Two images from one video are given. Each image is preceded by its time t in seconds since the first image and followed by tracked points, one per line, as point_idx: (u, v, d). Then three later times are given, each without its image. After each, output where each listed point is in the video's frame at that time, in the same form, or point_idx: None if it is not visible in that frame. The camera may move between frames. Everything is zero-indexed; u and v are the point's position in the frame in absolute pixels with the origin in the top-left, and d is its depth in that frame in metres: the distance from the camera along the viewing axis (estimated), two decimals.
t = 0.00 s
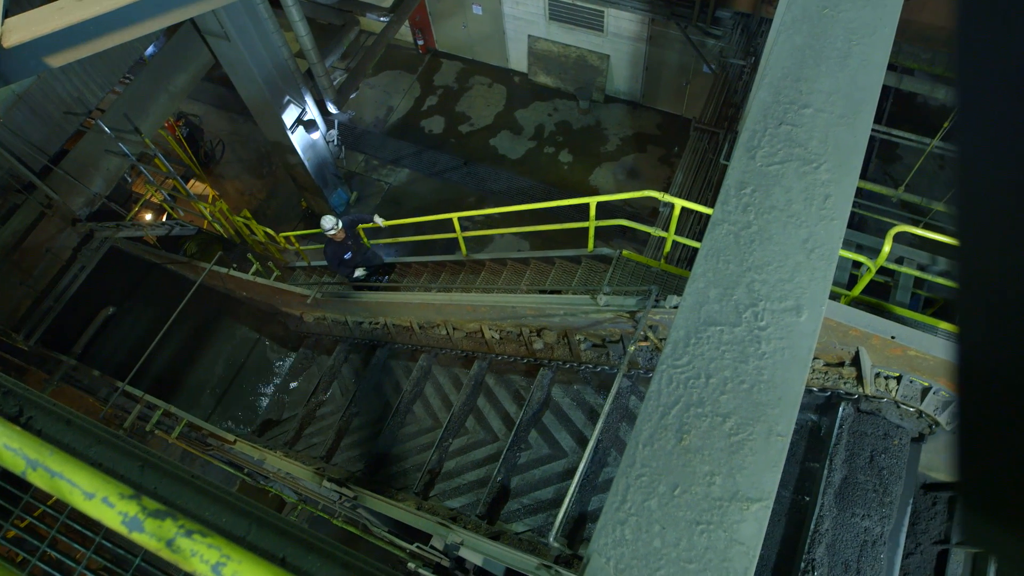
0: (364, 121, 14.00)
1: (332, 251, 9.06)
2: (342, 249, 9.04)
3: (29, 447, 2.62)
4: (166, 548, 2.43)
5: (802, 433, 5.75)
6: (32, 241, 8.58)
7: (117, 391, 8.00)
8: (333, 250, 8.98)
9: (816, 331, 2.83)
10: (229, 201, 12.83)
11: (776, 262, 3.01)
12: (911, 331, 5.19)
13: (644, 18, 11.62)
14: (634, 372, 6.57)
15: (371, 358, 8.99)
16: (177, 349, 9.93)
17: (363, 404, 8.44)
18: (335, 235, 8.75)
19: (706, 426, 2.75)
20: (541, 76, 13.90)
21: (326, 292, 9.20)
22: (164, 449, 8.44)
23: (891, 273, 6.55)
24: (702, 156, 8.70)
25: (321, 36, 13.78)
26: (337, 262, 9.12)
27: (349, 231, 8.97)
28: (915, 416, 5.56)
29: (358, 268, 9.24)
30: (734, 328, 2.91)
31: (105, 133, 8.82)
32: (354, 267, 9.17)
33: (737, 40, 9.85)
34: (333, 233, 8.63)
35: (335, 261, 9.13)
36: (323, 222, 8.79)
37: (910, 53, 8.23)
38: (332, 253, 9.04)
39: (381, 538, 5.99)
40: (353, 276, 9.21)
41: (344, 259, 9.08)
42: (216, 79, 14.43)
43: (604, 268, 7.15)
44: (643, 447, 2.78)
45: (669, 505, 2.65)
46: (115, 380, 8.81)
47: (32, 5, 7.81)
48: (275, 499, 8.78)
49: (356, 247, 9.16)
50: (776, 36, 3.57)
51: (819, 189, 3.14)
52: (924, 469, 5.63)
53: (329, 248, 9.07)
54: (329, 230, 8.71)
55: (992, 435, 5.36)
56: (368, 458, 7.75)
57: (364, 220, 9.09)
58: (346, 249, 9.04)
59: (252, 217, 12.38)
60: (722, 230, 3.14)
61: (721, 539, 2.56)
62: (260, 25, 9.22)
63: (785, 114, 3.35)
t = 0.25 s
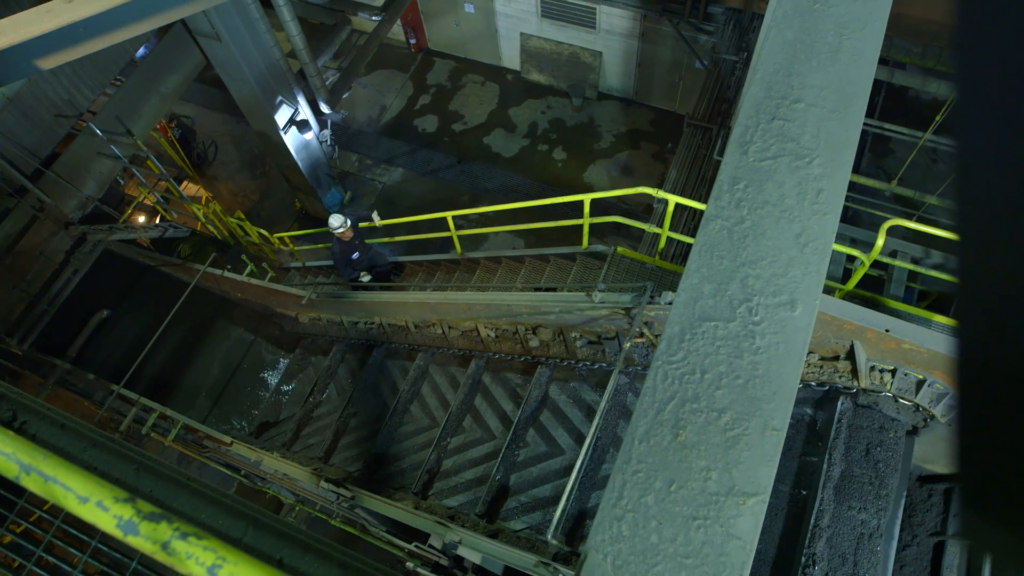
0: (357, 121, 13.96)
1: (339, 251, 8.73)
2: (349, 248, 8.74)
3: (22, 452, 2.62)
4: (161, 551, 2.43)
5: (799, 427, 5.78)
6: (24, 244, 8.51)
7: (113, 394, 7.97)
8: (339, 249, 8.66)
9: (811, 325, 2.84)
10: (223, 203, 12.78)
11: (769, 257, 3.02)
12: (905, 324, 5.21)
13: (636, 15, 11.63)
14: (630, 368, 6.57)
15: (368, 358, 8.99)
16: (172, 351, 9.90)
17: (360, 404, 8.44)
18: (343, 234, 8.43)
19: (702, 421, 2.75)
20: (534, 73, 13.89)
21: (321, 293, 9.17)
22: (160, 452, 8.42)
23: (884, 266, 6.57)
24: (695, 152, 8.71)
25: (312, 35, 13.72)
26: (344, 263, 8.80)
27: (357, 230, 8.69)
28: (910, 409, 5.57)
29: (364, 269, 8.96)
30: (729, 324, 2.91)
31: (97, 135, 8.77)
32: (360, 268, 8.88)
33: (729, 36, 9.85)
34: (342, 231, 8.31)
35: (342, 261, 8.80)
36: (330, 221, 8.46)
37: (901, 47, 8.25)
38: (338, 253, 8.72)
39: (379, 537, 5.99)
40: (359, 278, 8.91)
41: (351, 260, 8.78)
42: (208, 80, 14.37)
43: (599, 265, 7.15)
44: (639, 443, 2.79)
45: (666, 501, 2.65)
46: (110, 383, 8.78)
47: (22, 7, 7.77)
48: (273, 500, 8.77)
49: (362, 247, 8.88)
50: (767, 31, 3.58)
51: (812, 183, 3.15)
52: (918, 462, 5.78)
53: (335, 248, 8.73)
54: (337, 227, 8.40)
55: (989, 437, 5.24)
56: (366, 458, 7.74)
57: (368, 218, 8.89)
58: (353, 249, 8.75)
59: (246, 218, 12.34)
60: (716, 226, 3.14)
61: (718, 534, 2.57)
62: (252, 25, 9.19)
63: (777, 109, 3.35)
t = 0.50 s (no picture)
0: (349, 120, 13.92)
1: (337, 245, 8.50)
2: (347, 242, 8.53)
3: (14, 457, 2.62)
4: (156, 554, 2.43)
5: (796, 421, 5.79)
6: (16, 248, 8.39)
7: (107, 398, 7.93)
8: (339, 243, 8.42)
9: (804, 319, 2.85)
10: (215, 205, 12.73)
11: (762, 252, 3.03)
12: (900, 317, 5.20)
13: (627, 11, 11.63)
14: (625, 365, 6.57)
15: (363, 359, 8.97)
16: (167, 354, 9.86)
17: (356, 405, 8.42)
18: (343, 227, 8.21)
19: (697, 416, 2.76)
20: (526, 71, 13.87)
21: (316, 294, 9.15)
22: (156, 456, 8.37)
23: (877, 260, 6.59)
24: (688, 148, 8.71)
25: (303, 36, 13.67)
26: (342, 258, 8.59)
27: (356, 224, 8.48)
28: (905, 402, 5.62)
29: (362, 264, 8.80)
30: (722, 318, 2.92)
31: (88, 138, 8.69)
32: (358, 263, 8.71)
33: (720, 31, 9.85)
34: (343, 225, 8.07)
35: (340, 256, 8.59)
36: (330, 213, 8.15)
37: (891, 41, 8.27)
38: (336, 247, 8.49)
39: (377, 538, 5.98)
40: (356, 273, 8.76)
41: (350, 254, 8.60)
42: (199, 81, 14.30)
43: (593, 262, 7.15)
44: (635, 439, 2.79)
45: (662, 496, 2.66)
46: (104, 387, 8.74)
47: (9, 10, 7.71)
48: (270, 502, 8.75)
49: (360, 242, 8.72)
50: (757, 27, 3.59)
51: (803, 177, 3.16)
52: (912, 453, 5.95)
53: (333, 241, 8.49)
54: (337, 220, 8.08)
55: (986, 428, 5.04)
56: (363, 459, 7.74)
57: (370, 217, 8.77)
58: (352, 244, 8.55)
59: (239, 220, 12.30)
60: (708, 221, 3.14)
61: (715, 528, 2.58)
62: (242, 26, 9.15)
63: (768, 104, 3.36)
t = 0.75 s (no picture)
0: (341, 120, 13.88)
1: (334, 246, 8.58)
2: (345, 244, 8.59)
3: (7, 463, 2.63)
4: (151, 557, 2.43)
5: (792, 415, 5.80)
6: (9, 253, 8.42)
7: (102, 402, 7.90)
8: (335, 245, 8.53)
9: (797, 312, 2.86)
10: (208, 206, 12.68)
11: (755, 246, 3.03)
12: (893, 309, 5.25)
13: (618, 7, 11.63)
14: (621, 360, 6.58)
15: (359, 359, 8.96)
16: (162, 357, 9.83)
17: (352, 405, 8.41)
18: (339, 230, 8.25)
19: (692, 411, 2.76)
20: (518, 68, 13.86)
21: (310, 294, 9.12)
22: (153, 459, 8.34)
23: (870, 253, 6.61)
24: (680, 144, 8.72)
25: (293, 35, 13.62)
26: (339, 259, 8.68)
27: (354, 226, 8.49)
28: (901, 395, 5.65)
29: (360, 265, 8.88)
30: (716, 313, 2.92)
31: (79, 142, 8.68)
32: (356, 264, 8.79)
33: (711, 27, 9.86)
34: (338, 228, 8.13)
35: (337, 257, 8.68)
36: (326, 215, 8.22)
37: (881, 35, 8.29)
38: (334, 248, 8.58)
39: (375, 537, 5.98)
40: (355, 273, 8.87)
41: (347, 256, 8.67)
42: (190, 83, 14.24)
43: (587, 259, 7.15)
44: (630, 435, 2.79)
45: (658, 492, 2.66)
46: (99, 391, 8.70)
47: None
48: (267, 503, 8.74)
49: (359, 243, 8.73)
50: (747, 23, 3.60)
51: (795, 171, 3.17)
52: (907, 444, 5.96)
53: (330, 243, 8.58)
54: (331, 224, 8.17)
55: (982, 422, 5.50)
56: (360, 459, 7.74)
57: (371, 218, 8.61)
58: (350, 246, 8.61)
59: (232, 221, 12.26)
60: (701, 217, 3.15)
61: (711, 523, 2.59)
62: (232, 26, 9.12)
63: (759, 99, 3.37)
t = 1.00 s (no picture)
0: (334, 120, 13.84)
1: (333, 250, 8.42)
2: (343, 247, 8.43)
3: None
4: (146, 562, 2.44)
5: (788, 408, 5.83)
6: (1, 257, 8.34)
7: (96, 406, 7.87)
8: (334, 249, 8.39)
9: (791, 307, 2.87)
10: (201, 209, 12.63)
11: (748, 241, 3.04)
12: (887, 303, 5.24)
13: (609, 4, 11.63)
14: (616, 357, 6.59)
15: (355, 359, 8.95)
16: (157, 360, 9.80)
17: (348, 406, 8.40)
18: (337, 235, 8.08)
19: (687, 407, 2.78)
20: (510, 66, 13.84)
21: (304, 295, 9.10)
22: (149, 463, 8.31)
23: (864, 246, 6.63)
24: (673, 140, 8.72)
25: (284, 35, 13.57)
26: (338, 262, 8.54)
27: (352, 228, 8.32)
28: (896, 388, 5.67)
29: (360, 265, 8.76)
30: (710, 308, 2.93)
31: (69, 144, 8.61)
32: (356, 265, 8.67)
33: (702, 22, 9.87)
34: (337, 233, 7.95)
35: (336, 260, 8.54)
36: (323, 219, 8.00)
37: (871, 28, 8.31)
38: (332, 251, 8.43)
39: (373, 537, 5.97)
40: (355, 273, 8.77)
41: (346, 259, 8.53)
42: (180, 84, 14.17)
43: (581, 256, 7.15)
44: (625, 431, 2.80)
45: (654, 488, 2.68)
46: (94, 395, 8.67)
47: None
48: (265, 505, 8.73)
49: (357, 244, 8.60)
50: (737, 17, 3.60)
51: (787, 165, 3.18)
52: (902, 437, 6.09)
53: (329, 246, 8.42)
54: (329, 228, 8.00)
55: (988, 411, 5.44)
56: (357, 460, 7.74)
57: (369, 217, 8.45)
58: (348, 248, 8.46)
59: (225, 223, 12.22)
60: (694, 212, 3.15)
61: (707, 518, 2.61)
62: (222, 27, 9.10)
63: (751, 94, 3.38)
